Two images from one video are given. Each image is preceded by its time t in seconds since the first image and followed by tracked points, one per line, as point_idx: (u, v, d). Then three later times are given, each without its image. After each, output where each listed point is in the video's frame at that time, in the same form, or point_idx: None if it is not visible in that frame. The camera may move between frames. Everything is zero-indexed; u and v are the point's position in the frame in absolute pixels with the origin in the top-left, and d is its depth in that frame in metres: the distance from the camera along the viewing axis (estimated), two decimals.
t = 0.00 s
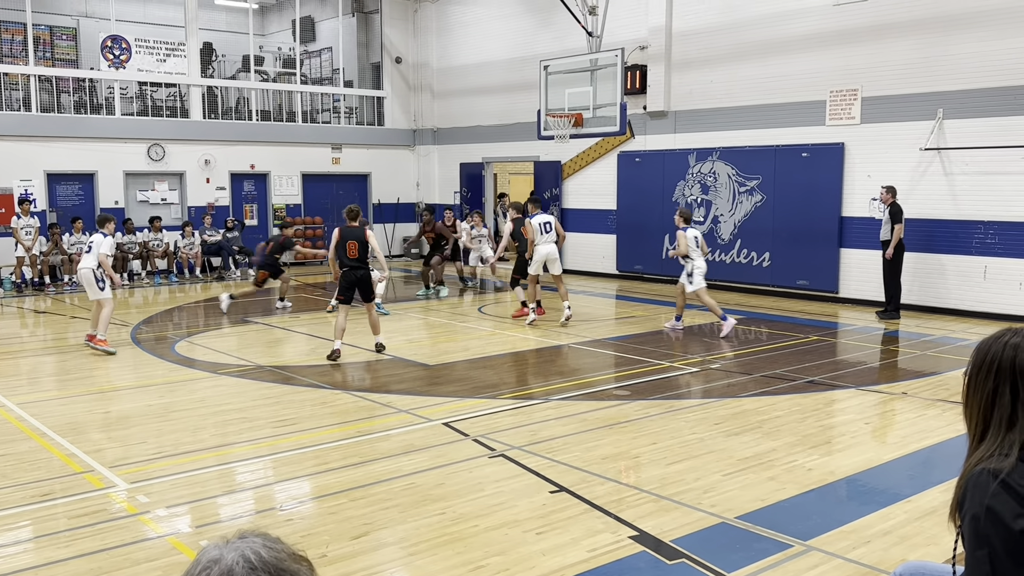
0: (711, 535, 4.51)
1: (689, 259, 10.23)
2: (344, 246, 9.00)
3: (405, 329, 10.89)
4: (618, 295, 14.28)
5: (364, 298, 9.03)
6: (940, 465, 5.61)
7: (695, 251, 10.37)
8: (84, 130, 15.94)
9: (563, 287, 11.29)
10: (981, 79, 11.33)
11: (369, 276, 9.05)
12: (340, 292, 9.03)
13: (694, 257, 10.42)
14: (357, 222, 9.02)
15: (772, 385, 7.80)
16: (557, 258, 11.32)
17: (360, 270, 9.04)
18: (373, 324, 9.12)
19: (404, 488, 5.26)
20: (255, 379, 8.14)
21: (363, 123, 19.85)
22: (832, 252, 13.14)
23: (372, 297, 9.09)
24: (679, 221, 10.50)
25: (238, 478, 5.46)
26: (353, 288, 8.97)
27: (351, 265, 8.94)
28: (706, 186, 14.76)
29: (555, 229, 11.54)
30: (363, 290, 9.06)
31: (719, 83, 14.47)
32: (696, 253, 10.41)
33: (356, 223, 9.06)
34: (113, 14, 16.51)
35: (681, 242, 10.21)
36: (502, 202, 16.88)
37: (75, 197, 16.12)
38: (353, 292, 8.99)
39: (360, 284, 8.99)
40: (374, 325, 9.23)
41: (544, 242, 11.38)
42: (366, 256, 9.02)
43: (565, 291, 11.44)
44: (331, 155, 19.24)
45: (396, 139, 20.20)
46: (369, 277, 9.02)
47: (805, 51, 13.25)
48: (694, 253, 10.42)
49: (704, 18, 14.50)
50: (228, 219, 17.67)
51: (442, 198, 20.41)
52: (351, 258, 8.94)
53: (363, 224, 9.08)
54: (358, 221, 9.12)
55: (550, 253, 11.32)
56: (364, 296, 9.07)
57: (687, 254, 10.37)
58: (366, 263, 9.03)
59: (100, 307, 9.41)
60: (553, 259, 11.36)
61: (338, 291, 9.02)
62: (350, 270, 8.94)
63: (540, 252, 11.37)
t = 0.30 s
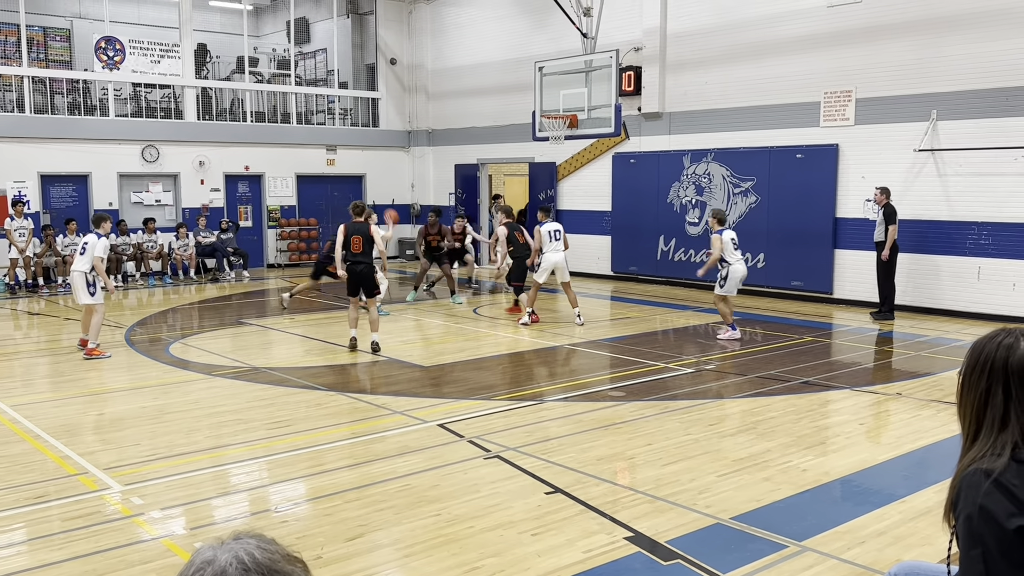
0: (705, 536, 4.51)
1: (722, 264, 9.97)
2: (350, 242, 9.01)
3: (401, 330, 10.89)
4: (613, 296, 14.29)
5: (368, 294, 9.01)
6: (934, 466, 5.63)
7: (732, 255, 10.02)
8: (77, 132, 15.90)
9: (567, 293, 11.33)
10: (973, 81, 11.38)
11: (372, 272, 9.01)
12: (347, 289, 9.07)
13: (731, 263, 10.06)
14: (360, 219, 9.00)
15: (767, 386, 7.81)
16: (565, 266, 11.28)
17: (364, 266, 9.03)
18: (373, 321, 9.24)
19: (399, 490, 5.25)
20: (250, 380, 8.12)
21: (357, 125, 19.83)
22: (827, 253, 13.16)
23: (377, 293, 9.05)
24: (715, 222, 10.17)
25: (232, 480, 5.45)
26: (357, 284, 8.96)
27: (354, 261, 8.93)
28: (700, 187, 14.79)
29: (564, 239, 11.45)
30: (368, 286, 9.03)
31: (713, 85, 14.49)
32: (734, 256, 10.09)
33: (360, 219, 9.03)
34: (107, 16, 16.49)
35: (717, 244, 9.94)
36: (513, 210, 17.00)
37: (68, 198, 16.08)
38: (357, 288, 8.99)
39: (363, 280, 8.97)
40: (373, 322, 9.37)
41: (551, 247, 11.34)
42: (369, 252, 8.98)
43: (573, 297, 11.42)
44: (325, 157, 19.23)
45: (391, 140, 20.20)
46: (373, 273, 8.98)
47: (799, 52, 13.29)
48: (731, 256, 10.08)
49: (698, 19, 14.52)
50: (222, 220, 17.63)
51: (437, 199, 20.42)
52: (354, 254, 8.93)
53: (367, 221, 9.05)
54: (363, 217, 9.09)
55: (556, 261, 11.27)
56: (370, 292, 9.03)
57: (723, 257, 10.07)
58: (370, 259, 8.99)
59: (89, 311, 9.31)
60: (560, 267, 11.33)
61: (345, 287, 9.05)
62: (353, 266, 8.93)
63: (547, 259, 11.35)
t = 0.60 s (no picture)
0: (701, 536, 4.51)
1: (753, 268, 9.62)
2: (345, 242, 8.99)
3: (397, 331, 10.89)
4: (609, 296, 14.30)
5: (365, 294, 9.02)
6: (929, 466, 5.64)
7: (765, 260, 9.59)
8: (72, 132, 15.86)
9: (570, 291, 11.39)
10: (967, 81, 11.41)
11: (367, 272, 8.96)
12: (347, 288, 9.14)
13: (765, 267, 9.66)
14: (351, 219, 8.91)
15: (762, 386, 7.82)
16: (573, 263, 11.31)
17: (360, 266, 9.00)
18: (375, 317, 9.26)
19: (394, 490, 5.25)
20: (245, 381, 8.11)
21: (353, 125, 19.80)
22: (822, 254, 13.18)
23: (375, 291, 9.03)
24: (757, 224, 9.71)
25: (227, 481, 5.43)
26: (353, 285, 8.99)
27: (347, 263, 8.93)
28: (696, 188, 14.80)
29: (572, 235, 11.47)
30: (365, 285, 9.06)
31: (708, 86, 14.52)
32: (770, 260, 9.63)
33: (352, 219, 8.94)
34: (102, 16, 16.47)
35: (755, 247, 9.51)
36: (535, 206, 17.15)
37: (63, 199, 16.04)
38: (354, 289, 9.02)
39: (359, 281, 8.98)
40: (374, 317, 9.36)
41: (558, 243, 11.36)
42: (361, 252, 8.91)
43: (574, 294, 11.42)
44: (321, 157, 19.20)
45: (386, 140, 20.18)
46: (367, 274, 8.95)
47: (794, 53, 13.31)
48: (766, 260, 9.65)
49: (693, 20, 14.55)
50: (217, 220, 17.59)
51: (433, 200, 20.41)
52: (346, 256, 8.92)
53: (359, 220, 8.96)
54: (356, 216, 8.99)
55: (567, 257, 11.30)
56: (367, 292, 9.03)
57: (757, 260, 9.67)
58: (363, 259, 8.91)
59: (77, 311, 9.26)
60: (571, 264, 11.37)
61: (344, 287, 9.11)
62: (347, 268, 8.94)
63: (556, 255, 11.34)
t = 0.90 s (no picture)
0: (698, 537, 4.51)
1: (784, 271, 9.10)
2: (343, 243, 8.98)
3: (393, 331, 10.89)
4: (605, 296, 14.31)
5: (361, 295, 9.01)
6: (925, 466, 5.65)
7: (798, 262, 9.08)
8: (68, 132, 15.83)
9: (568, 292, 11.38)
10: (963, 81, 11.43)
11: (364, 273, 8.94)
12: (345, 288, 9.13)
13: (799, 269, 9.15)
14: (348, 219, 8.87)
15: (759, 386, 7.83)
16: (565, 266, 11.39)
17: (358, 266, 8.98)
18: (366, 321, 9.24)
19: (391, 491, 5.25)
20: (241, 382, 8.10)
21: (349, 125, 19.80)
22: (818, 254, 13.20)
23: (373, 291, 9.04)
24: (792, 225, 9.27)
25: (224, 482, 5.43)
26: (350, 285, 8.98)
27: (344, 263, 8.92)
28: (692, 188, 14.81)
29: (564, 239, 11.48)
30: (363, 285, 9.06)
31: (704, 86, 14.52)
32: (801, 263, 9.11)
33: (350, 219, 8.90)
34: (97, 16, 16.44)
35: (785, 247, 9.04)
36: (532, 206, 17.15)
37: (59, 199, 16.01)
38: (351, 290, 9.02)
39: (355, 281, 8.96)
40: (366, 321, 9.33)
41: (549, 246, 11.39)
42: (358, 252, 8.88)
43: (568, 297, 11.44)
44: (318, 157, 19.19)
45: (383, 141, 20.17)
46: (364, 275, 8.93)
47: (790, 53, 13.32)
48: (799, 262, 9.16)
49: (689, 21, 14.55)
50: (213, 220, 17.58)
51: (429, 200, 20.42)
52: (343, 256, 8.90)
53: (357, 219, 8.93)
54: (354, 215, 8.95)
55: (557, 261, 11.35)
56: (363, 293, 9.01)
57: (790, 264, 9.18)
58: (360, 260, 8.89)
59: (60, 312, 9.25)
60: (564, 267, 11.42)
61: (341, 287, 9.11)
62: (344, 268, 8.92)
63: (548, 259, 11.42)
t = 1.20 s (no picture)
0: (695, 536, 4.52)
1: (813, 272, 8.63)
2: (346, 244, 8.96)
3: (391, 330, 10.88)
4: (603, 295, 14.31)
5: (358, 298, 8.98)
6: (923, 465, 5.65)
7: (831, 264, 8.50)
8: (65, 131, 15.79)
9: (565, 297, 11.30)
10: (960, 81, 11.45)
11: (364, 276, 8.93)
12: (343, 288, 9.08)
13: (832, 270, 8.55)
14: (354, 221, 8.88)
15: (756, 385, 7.84)
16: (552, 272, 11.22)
17: (359, 268, 8.97)
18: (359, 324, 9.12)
19: (389, 490, 5.25)
20: (239, 381, 8.09)
21: (347, 124, 19.79)
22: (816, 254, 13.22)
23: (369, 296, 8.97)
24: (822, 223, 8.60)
25: (221, 481, 5.42)
26: (348, 286, 8.96)
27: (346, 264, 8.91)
28: (690, 187, 14.82)
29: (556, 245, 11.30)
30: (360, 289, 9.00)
31: (703, 85, 14.52)
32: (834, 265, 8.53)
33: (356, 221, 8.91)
34: (95, 15, 16.42)
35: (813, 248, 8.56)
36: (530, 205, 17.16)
37: (57, 198, 15.98)
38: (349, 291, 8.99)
39: (354, 283, 8.95)
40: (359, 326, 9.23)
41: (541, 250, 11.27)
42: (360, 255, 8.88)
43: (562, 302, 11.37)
44: (316, 156, 19.18)
45: (381, 140, 20.16)
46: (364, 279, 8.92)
47: (788, 53, 13.33)
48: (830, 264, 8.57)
49: (688, 20, 14.55)
50: (211, 219, 17.57)
51: (428, 199, 20.41)
52: (346, 257, 8.90)
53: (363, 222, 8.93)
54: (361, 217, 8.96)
55: (543, 265, 11.22)
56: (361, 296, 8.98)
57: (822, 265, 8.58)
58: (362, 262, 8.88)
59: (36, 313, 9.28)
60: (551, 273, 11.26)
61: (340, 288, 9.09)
62: (345, 269, 8.92)
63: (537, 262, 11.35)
